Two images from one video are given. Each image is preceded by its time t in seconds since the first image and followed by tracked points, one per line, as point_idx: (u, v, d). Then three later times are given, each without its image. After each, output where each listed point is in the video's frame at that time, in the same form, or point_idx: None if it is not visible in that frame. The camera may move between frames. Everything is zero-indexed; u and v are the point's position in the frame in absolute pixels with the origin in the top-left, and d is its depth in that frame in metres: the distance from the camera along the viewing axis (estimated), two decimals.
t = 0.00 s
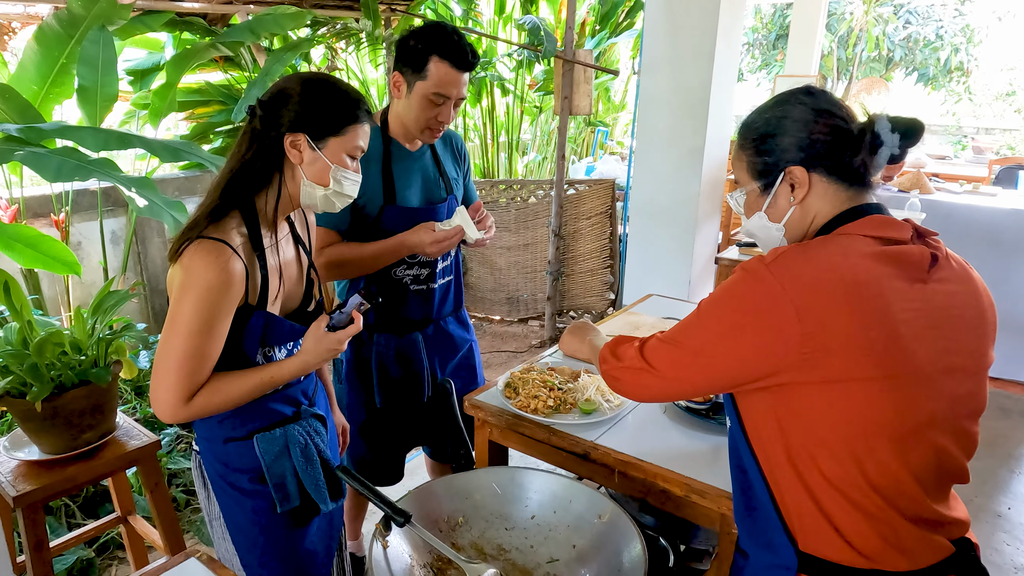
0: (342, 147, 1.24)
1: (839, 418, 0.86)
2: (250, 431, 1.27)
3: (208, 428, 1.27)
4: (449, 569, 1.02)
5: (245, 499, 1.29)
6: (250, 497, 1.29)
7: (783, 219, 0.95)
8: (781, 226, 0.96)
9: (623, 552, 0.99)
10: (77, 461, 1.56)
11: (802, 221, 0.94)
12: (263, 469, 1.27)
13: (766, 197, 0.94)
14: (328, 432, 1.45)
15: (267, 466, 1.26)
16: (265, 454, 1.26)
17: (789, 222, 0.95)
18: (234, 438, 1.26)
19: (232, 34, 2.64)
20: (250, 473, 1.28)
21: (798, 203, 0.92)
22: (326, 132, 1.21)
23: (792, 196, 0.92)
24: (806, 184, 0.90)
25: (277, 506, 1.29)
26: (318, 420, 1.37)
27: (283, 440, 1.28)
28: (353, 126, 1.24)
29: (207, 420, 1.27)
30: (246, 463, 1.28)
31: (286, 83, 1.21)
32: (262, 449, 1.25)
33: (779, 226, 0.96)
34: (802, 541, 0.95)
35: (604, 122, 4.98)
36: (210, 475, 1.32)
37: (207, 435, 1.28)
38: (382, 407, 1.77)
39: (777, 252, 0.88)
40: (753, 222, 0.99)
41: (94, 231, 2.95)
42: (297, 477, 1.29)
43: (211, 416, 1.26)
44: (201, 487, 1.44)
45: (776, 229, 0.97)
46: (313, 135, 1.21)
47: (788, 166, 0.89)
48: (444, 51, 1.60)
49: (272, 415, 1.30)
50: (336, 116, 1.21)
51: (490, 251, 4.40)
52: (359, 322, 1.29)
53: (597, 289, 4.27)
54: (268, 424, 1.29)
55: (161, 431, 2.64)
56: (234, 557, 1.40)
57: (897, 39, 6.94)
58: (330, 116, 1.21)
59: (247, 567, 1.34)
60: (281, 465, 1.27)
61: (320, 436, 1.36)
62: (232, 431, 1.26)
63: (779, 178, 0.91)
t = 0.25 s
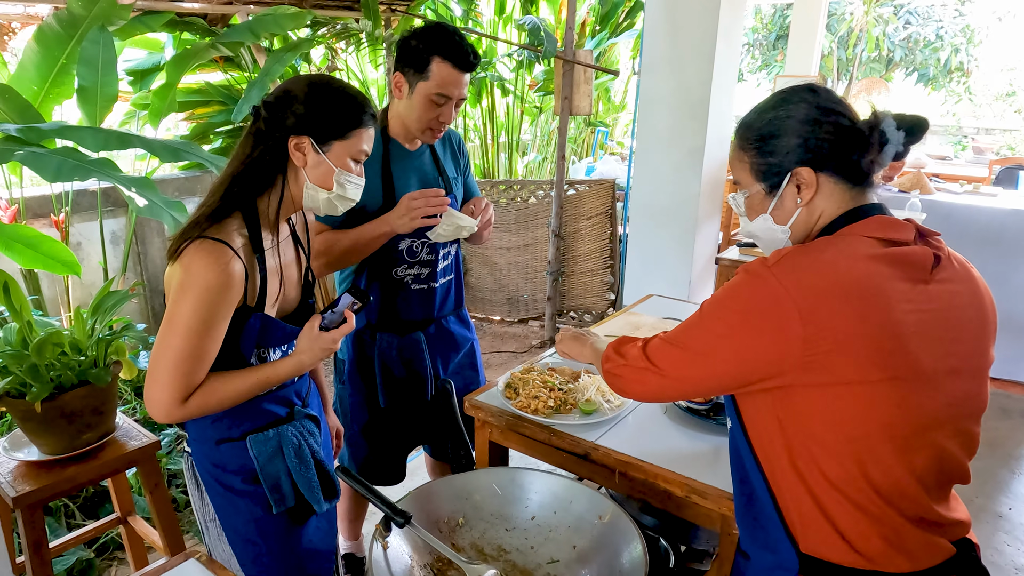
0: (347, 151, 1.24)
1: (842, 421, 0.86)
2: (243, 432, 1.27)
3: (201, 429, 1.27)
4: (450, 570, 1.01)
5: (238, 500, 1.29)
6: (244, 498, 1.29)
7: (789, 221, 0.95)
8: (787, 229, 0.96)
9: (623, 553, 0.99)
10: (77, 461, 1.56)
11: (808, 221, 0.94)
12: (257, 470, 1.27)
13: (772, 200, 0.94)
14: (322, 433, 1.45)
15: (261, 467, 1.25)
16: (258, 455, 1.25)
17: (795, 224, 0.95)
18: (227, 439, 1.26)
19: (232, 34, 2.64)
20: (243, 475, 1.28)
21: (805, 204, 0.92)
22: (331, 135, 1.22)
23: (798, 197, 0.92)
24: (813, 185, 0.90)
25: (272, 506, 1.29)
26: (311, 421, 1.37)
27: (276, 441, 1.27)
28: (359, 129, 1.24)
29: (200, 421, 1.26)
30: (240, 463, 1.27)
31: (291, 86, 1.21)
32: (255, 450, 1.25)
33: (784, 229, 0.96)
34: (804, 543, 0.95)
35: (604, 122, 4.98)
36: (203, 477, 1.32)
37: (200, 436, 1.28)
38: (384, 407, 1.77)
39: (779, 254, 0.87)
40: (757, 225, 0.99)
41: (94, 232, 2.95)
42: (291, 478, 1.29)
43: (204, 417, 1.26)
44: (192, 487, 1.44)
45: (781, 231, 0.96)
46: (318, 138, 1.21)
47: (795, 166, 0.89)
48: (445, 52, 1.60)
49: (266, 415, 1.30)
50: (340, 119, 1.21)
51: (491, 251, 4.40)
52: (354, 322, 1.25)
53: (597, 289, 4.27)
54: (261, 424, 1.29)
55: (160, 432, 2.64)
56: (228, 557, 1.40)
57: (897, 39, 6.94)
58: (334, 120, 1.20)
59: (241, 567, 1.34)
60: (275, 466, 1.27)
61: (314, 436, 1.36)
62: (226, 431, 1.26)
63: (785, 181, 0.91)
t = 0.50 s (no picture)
0: (354, 151, 1.28)
1: (846, 423, 0.86)
2: (235, 435, 1.27)
3: (192, 430, 1.27)
4: (450, 570, 1.01)
5: (227, 504, 1.29)
6: (235, 502, 1.29)
7: (790, 222, 0.95)
8: (788, 229, 0.95)
9: (623, 553, 0.99)
10: (77, 461, 1.56)
11: (809, 223, 0.94)
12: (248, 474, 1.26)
13: (772, 201, 0.94)
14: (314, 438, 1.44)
15: (252, 471, 1.25)
16: (250, 459, 1.25)
17: (796, 224, 0.95)
18: (218, 442, 1.26)
19: (232, 34, 2.64)
20: (233, 478, 1.28)
21: (805, 205, 0.92)
22: (338, 136, 1.24)
23: (799, 198, 0.92)
24: (814, 186, 0.90)
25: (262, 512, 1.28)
26: (304, 425, 1.37)
27: (269, 445, 1.27)
28: (365, 130, 1.27)
29: (191, 423, 1.26)
30: (231, 467, 1.27)
31: (294, 86, 1.23)
32: (247, 454, 1.25)
33: (785, 229, 0.96)
34: (806, 543, 0.95)
35: (604, 122, 4.98)
36: (192, 478, 1.32)
37: (192, 438, 1.28)
38: (382, 407, 1.77)
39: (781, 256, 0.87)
40: (757, 225, 0.98)
41: (94, 232, 2.95)
42: (282, 483, 1.28)
43: (195, 419, 1.26)
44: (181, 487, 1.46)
45: (782, 231, 0.96)
46: (326, 138, 1.23)
47: (795, 168, 0.89)
48: (441, 52, 1.59)
49: (259, 419, 1.29)
50: (347, 119, 1.24)
51: (491, 252, 4.40)
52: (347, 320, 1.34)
53: (597, 289, 4.27)
54: (254, 428, 1.29)
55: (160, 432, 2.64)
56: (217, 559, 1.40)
57: (896, 40, 6.94)
58: (340, 119, 1.23)
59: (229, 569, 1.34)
60: (267, 470, 1.26)
61: (307, 441, 1.35)
62: (217, 434, 1.26)
63: (786, 182, 0.91)
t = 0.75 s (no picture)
0: (366, 152, 1.29)
1: (848, 424, 0.86)
2: (219, 438, 1.26)
3: (175, 431, 1.26)
4: (450, 570, 1.01)
5: (203, 511, 1.27)
6: (212, 509, 1.28)
7: (792, 220, 0.95)
8: (789, 227, 0.96)
9: (622, 553, 1.00)
10: (77, 461, 1.56)
11: (811, 221, 0.94)
12: (229, 480, 1.26)
13: (774, 199, 0.94)
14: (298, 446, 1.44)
15: (233, 478, 1.24)
16: (232, 466, 1.25)
17: (797, 222, 0.95)
18: (200, 445, 1.26)
19: (232, 34, 2.64)
20: (213, 484, 1.27)
21: (808, 204, 0.92)
22: (350, 137, 1.25)
23: (801, 196, 0.92)
24: (816, 184, 0.90)
25: (239, 521, 1.28)
26: (290, 433, 1.37)
27: (254, 452, 1.27)
28: (375, 131, 1.28)
29: (174, 423, 1.25)
30: (212, 472, 1.26)
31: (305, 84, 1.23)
32: (229, 460, 1.24)
33: (787, 227, 0.96)
34: (807, 543, 0.95)
35: (603, 123, 4.98)
36: (168, 483, 1.30)
37: (173, 439, 1.27)
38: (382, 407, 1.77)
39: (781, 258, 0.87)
40: (759, 223, 0.98)
41: (94, 232, 2.95)
42: (263, 492, 1.28)
43: (179, 420, 1.25)
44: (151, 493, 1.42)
45: (783, 228, 0.96)
46: (339, 139, 1.24)
47: (798, 166, 0.89)
48: (439, 61, 1.59)
49: (246, 424, 1.29)
50: (359, 120, 1.24)
51: (490, 252, 4.40)
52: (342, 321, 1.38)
53: (597, 289, 4.27)
54: (239, 432, 1.28)
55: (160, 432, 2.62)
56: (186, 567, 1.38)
57: (896, 40, 6.94)
58: (352, 119, 1.23)
59: None
60: (249, 478, 1.26)
61: (291, 450, 1.35)
62: (201, 436, 1.25)
63: (788, 180, 0.91)
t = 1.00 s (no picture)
0: (379, 166, 1.29)
1: (846, 423, 0.86)
2: (205, 446, 1.26)
3: (159, 438, 1.25)
4: (449, 569, 1.01)
5: (181, 521, 1.27)
6: (191, 519, 1.27)
7: (790, 221, 0.95)
8: (787, 228, 0.96)
9: (618, 552, 1.00)
10: (76, 461, 1.57)
11: (810, 221, 0.94)
12: (212, 490, 1.25)
13: (773, 200, 0.94)
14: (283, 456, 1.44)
15: (218, 488, 1.24)
16: (217, 475, 1.25)
17: (796, 223, 0.95)
18: (184, 453, 1.25)
19: (231, 34, 2.64)
20: (195, 494, 1.26)
21: (807, 204, 0.93)
22: (363, 151, 1.25)
23: (801, 196, 0.92)
24: (815, 185, 0.90)
25: (218, 533, 1.27)
26: (276, 444, 1.37)
27: (239, 463, 1.27)
28: (388, 144, 1.28)
29: (160, 430, 1.25)
30: (195, 481, 1.26)
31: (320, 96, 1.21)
32: (215, 469, 1.24)
33: (785, 228, 0.96)
34: (804, 541, 0.95)
35: (602, 122, 4.99)
36: (147, 490, 1.29)
37: (157, 445, 1.26)
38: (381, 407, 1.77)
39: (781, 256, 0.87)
40: (757, 224, 0.98)
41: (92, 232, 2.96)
42: (245, 504, 1.28)
43: (165, 427, 1.24)
44: (121, 500, 1.38)
45: (781, 229, 0.96)
46: (353, 154, 1.24)
47: (797, 166, 0.90)
48: (440, 69, 1.60)
49: (233, 433, 1.29)
50: (372, 136, 1.24)
51: (489, 252, 4.40)
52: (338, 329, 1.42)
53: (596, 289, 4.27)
54: (225, 441, 1.28)
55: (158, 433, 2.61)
56: None
57: (894, 40, 6.96)
58: (365, 135, 1.23)
59: None
60: (232, 488, 1.26)
61: (276, 461, 1.35)
62: (186, 444, 1.25)
63: (788, 180, 0.91)
